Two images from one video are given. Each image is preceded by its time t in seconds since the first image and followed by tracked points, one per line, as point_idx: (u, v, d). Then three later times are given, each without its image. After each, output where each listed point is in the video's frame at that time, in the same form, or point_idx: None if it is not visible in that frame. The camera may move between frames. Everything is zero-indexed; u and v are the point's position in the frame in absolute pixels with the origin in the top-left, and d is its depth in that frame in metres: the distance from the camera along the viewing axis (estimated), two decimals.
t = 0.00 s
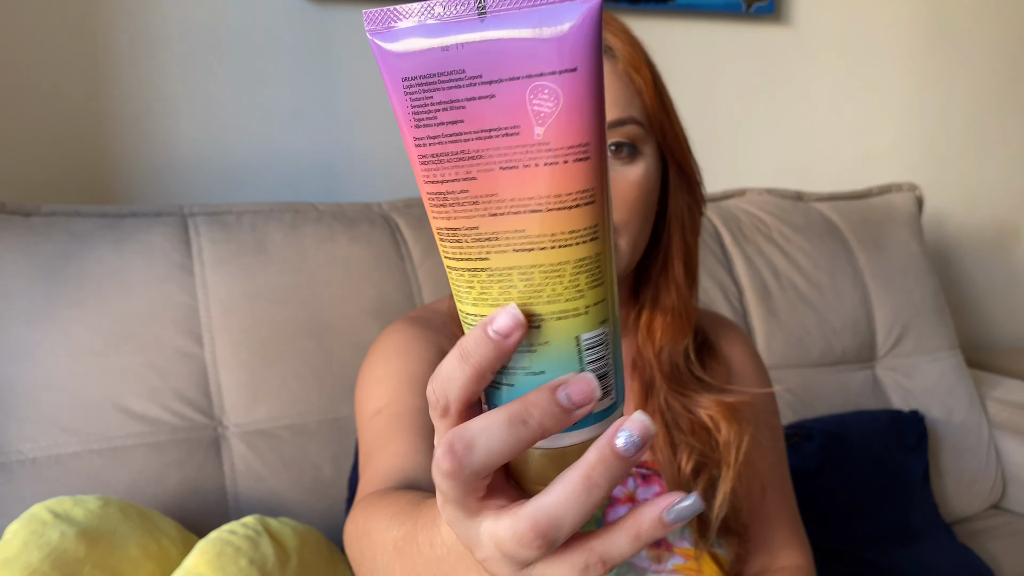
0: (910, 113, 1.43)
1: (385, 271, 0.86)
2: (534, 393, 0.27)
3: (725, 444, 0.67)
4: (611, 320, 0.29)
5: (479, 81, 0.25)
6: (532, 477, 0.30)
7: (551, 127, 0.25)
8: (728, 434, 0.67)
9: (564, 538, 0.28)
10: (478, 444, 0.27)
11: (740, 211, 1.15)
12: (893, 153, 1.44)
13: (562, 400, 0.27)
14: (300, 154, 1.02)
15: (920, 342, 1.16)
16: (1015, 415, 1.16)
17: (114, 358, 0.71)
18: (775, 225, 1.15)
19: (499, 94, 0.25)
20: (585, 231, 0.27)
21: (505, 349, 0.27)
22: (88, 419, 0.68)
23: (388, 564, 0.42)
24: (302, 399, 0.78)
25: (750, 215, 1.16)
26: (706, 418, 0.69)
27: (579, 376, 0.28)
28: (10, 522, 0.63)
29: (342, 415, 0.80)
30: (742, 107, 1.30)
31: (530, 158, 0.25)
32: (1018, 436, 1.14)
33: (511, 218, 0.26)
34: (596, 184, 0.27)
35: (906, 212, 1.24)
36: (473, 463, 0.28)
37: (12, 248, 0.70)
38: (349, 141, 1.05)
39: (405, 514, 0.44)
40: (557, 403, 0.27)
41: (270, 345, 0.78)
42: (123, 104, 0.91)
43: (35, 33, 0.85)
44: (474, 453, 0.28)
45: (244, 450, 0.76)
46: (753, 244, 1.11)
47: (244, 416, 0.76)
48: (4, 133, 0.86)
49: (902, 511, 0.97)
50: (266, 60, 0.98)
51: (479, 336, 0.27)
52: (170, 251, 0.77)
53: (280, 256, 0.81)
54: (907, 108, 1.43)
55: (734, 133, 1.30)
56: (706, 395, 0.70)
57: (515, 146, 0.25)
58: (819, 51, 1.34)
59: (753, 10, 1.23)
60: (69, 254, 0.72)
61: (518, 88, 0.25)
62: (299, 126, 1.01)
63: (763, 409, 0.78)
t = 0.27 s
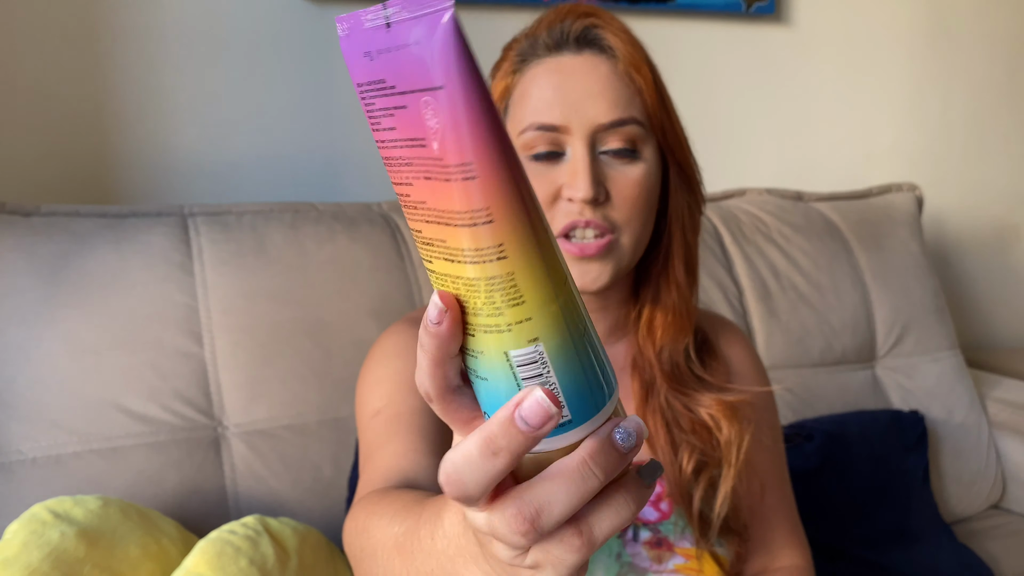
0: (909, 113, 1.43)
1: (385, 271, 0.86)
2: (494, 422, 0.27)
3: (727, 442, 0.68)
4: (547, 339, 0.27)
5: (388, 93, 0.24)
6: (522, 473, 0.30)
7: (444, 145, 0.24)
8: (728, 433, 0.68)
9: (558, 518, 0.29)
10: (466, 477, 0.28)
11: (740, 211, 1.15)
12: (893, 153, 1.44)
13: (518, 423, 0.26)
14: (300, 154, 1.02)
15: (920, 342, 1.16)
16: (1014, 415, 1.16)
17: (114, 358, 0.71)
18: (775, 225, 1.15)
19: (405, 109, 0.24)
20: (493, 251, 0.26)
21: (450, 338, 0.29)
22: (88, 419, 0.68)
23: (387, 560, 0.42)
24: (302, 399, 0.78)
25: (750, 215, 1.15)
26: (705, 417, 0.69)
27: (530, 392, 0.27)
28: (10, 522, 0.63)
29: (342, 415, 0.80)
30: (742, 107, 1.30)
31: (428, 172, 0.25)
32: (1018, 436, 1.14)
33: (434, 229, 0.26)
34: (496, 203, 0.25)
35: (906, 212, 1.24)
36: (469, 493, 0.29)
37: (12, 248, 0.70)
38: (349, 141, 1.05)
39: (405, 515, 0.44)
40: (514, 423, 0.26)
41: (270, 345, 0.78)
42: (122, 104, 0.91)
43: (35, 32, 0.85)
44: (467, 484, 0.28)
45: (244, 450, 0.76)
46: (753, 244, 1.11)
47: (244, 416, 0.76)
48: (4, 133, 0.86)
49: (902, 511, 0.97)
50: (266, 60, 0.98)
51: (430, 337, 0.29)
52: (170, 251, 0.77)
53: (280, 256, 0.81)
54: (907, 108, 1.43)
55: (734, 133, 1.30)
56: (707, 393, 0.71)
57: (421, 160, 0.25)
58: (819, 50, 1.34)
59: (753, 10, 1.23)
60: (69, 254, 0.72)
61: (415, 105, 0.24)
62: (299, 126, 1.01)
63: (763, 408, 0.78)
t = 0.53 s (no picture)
0: (909, 113, 1.44)
1: (385, 271, 0.86)
2: (489, 406, 0.28)
3: (727, 440, 0.68)
4: (500, 369, 0.27)
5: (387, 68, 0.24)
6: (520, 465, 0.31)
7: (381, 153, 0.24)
8: (729, 433, 0.68)
9: (504, 537, 0.30)
10: (456, 448, 0.30)
11: (740, 212, 1.16)
12: (893, 153, 1.44)
13: (511, 416, 0.27)
14: (300, 155, 1.02)
15: (920, 342, 1.16)
16: (1014, 415, 1.17)
17: (114, 358, 0.71)
18: (775, 225, 1.15)
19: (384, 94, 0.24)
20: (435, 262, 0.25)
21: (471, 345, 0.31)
22: (88, 419, 0.68)
23: (388, 550, 0.42)
24: (302, 399, 0.78)
25: (749, 215, 1.16)
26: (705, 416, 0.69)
27: (527, 385, 0.26)
28: (10, 522, 0.63)
29: (342, 415, 0.80)
30: (742, 107, 1.30)
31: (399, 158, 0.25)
32: (1018, 436, 1.14)
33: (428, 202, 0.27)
34: (415, 233, 0.24)
35: (906, 212, 1.24)
36: (457, 465, 0.30)
37: (12, 248, 0.70)
38: (350, 141, 1.05)
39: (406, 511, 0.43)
40: (506, 415, 0.27)
41: (270, 345, 0.78)
42: (123, 104, 0.91)
43: (35, 32, 0.86)
44: (455, 456, 0.30)
45: (244, 449, 0.76)
46: (753, 244, 1.11)
47: (244, 416, 0.76)
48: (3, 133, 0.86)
49: (902, 511, 0.97)
50: (266, 61, 0.98)
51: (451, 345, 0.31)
52: (170, 250, 0.77)
53: (280, 256, 0.81)
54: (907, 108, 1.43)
55: (734, 133, 1.30)
56: (708, 391, 0.71)
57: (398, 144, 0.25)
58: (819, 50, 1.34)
59: (753, 10, 1.23)
60: (69, 254, 0.72)
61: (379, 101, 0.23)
62: (299, 126, 1.02)
63: (762, 406, 0.78)
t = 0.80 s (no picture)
0: (909, 114, 1.44)
1: (385, 271, 0.86)
2: (471, 389, 0.30)
3: (725, 432, 0.66)
4: (501, 332, 0.30)
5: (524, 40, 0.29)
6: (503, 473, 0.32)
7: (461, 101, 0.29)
8: (729, 425, 0.66)
9: (455, 535, 0.32)
10: (428, 419, 0.32)
11: (740, 211, 1.16)
12: (892, 153, 1.45)
13: (490, 399, 0.29)
14: (299, 155, 1.02)
15: (920, 342, 1.16)
16: (1014, 415, 1.17)
17: (114, 358, 0.71)
18: (775, 225, 1.15)
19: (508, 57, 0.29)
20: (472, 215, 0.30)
21: (469, 354, 0.31)
22: (88, 419, 0.68)
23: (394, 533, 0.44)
24: (302, 399, 0.78)
25: (749, 215, 1.16)
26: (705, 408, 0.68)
27: (510, 370, 0.29)
28: (9, 522, 0.63)
29: (342, 415, 0.80)
30: (742, 108, 1.30)
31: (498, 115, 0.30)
32: (1017, 436, 1.14)
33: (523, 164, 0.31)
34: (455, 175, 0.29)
35: (906, 212, 1.24)
36: (426, 433, 0.33)
37: (12, 249, 0.70)
38: (349, 142, 1.05)
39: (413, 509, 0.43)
40: (483, 396, 0.29)
41: (270, 345, 0.78)
42: (123, 105, 0.91)
43: (35, 33, 0.86)
44: (424, 427, 0.33)
45: (244, 449, 0.76)
46: (752, 244, 1.12)
47: (244, 416, 0.76)
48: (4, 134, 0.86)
49: (902, 511, 0.97)
50: (266, 62, 0.98)
51: (450, 343, 0.31)
52: (170, 250, 0.77)
53: (280, 256, 0.81)
54: (907, 108, 1.43)
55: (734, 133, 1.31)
56: (707, 382, 0.69)
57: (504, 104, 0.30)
58: (818, 50, 1.34)
59: (753, 10, 1.23)
60: (70, 254, 0.72)
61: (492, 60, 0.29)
62: (299, 127, 1.02)
63: (761, 400, 0.78)
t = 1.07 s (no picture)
0: (910, 113, 1.43)
1: (384, 271, 0.86)
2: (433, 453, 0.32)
3: (723, 441, 0.67)
4: (478, 362, 0.29)
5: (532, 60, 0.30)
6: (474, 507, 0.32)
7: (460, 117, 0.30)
8: (727, 433, 0.67)
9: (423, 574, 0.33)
10: (380, 482, 0.34)
11: (741, 211, 1.15)
12: (894, 153, 1.44)
13: (451, 469, 0.31)
14: (299, 155, 1.02)
15: (921, 343, 1.16)
16: (1015, 415, 1.16)
17: (114, 358, 0.70)
18: (776, 225, 1.14)
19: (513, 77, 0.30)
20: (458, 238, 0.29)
21: (444, 379, 0.31)
22: (87, 419, 0.68)
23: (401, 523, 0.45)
24: (301, 399, 0.78)
25: (750, 214, 1.15)
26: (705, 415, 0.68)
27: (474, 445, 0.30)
28: (8, 523, 0.62)
29: (342, 415, 0.80)
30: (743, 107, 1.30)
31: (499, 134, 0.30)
32: (1019, 436, 1.13)
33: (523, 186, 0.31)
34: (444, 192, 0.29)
35: (907, 212, 1.23)
36: (374, 502, 0.34)
37: (11, 248, 0.70)
38: (349, 141, 1.05)
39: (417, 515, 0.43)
40: (446, 465, 0.31)
41: (269, 345, 0.78)
42: (122, 105, 0.90)
43: (34, 32, 0.85)
44: (377, 490, 0.34)
45: (243, 450, 0.75)
46: (753, 244, 1.11)
47: (243, 416, 0.76)
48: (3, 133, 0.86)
49: (903, 511, 0.97)
50: (266, 61, 0.98)
51: (428, 363, 0.32)
52: (169, 251, 0.77)
53: (280, 256, 0.81)
54: (908, 108, 1.43)
55: (735, 132, 1.30)
56: (705, 390, 0.69)
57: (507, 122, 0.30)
58: (820, 50, 1.33)
59: (753, 9, 1.23)
60: (69, 254, 0.72)
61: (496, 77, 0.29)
62: (299, 126, 1.01)
63: (761, 404, 0.78)
